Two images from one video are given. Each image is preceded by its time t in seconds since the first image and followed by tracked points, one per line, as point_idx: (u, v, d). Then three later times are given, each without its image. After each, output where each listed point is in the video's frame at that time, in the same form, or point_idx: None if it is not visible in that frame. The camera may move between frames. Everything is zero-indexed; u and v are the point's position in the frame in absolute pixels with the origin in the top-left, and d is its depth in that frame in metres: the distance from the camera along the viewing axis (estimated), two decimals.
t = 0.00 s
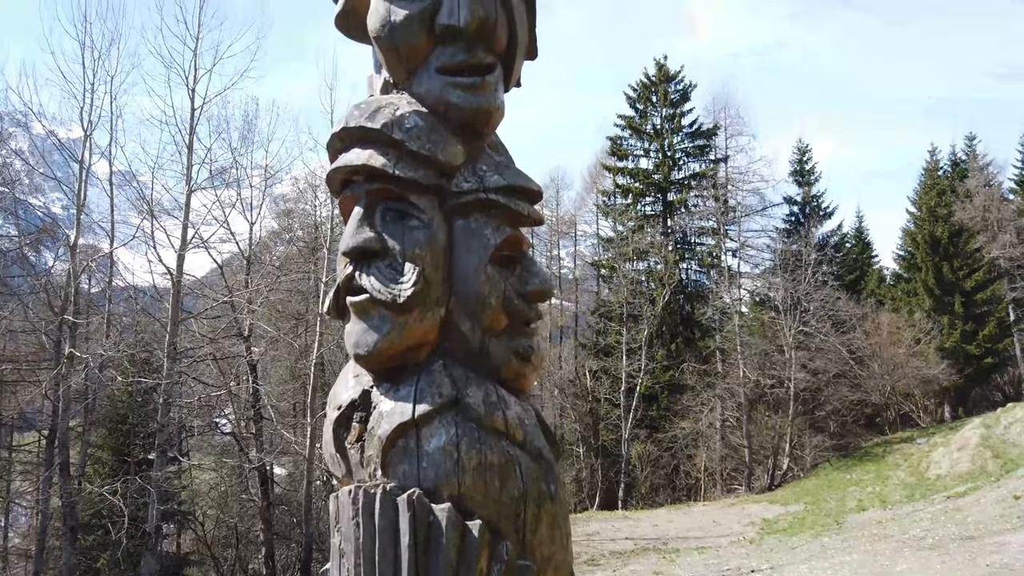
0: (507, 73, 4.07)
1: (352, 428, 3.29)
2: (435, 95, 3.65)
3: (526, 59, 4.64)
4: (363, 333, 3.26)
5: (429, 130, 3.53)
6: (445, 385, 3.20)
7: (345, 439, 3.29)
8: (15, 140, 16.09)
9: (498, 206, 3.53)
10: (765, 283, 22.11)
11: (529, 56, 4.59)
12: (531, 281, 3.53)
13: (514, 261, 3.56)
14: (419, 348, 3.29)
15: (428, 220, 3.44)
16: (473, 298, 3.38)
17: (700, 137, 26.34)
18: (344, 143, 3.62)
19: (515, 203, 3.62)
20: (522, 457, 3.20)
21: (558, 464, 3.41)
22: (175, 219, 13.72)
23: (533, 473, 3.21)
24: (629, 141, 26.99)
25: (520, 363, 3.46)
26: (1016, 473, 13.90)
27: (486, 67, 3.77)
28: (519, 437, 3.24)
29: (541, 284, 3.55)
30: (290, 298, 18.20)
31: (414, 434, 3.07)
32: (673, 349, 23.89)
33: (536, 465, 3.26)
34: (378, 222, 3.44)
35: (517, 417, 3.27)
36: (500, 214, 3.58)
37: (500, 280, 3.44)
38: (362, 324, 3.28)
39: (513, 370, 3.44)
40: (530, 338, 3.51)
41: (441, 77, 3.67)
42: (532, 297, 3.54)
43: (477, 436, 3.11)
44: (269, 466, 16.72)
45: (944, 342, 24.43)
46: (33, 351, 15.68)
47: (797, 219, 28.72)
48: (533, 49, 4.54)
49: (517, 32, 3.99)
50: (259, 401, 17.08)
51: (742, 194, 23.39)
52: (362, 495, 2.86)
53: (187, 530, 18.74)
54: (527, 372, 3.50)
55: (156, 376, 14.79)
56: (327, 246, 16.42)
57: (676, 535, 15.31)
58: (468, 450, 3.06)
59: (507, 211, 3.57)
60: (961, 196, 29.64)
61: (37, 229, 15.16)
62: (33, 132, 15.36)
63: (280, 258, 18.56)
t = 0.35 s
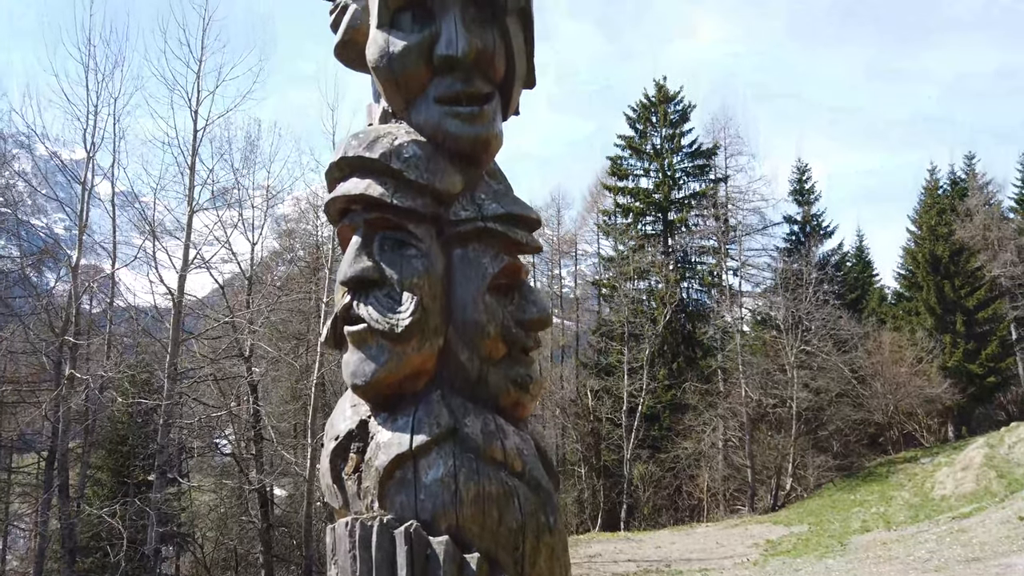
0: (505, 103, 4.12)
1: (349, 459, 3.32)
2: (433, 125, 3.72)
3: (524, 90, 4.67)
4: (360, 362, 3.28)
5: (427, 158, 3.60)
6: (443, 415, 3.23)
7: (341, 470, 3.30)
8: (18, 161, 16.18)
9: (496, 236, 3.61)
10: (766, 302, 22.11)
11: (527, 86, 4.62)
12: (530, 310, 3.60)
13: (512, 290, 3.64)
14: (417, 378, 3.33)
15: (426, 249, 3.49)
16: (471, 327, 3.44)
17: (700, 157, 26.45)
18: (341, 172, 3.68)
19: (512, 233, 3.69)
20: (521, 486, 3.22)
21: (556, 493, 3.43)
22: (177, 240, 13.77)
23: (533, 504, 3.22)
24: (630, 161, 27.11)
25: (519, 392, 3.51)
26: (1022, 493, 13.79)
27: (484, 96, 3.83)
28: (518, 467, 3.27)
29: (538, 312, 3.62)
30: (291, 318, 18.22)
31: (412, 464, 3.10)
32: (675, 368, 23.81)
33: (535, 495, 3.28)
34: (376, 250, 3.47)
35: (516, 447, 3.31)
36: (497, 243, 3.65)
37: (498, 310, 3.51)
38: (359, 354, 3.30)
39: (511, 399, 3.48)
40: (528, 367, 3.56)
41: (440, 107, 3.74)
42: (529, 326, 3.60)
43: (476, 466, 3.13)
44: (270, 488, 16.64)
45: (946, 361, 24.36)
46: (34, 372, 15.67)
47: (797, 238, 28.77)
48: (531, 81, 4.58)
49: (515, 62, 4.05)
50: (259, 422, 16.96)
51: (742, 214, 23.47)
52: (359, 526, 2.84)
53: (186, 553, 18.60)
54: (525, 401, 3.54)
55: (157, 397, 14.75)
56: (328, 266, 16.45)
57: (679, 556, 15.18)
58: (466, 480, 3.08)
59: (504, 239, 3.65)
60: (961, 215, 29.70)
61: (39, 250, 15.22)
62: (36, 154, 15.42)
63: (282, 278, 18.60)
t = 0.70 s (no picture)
0: (507, 134, 4.16)
1: (350, 493, 3.34)
2: (436, 154, 3.76)
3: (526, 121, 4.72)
4: (362, 396, 3.29)
5: (429, 190, 3.65)
6: (445, 449, 3.24)
7: (342, 505, 3.33)
8: (23, 186, 16.30)
9: (498, 266, 3.63)
10: (768, 324, 22.07)
11: (528, 118, 4.66)
12: (532, 340, 3.63)
13: (515, 319, 3.66)
14: (419, 411, 3.34)
15: (428, 279, 3.53)
16: (473, 358, 3.45)
17: (701, 180, 26.56)
18: (345, 204, 3.74)
19: (514, 263, 3.72)
20: (523, 521, 3.21)
21: (559, 528, 3.42)
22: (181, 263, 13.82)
23: (536, 540, 3.22)
24: (631, 184, 27.22)
25: (521, 424, 3.51)
26: None
27: (486, 127, 3.88)
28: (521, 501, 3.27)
29: (540, 344, 3.65)
30: (293, 341, 18.23)
31: (413, 500, 3.11)
32: (678, 392, 23.69)
33: (537, 531, 3.27)
34: (378, 282, 3.51)
35: (518, 481, 3.31)
36: (500, 274, 3.68)
37: (501, 341, 3.52)
38: (360, 387, 3.31)
39: (514, 432, 3.48)
40: (530, 399, 3.56)
41: (442, 137, 3.78)
42: (531, 358, 3.63)
43: (478, 501, 3.13)
44: (271, 513, 16.53)
45: (951, 383, 24.24)
46: (36, 395, 15.67)
47: (799, 260, 28.78)
48: (532, 114, 4.62)
49: (517, 94, 4.09)
50: (260, 446, 16.89)
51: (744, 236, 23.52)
52: (359, 560, 2.88)
53: None
54: (528, 433, 3.55)
55: (158, 420, 14.69)
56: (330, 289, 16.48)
57: None
58: (469, 516, 3.07)
59: (507, 270, 3.67)
60: (963, 237, 29.73)
61: (43, 274, 15.28)
62: (41, 179, 15.54)
63: (284, 301, 18.63)
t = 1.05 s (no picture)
0: (515, 170, 4.18)
1: (356, 531, 3.35)
2: (446, 191, 3.77)
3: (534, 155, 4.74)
4: (370, 434, 3.33)
5: (437, 226, 3.69)
6: (452, 487, 3.27)
7: (348, 543, 3.35)
8: (32, 211, 16.44)
9: (507, 303, 3.66)
10: (774, 350, 21.99)
11: (537, 153, 4.69)
12: (540, 376, 3.67)
13: (523, 354, 3.70)
14: (427, 448, 3.36)
15: (436, 315, 3.56)
16: (482, 396, 3.47)
17: (705, 206, 26.65)
18: (353, 241, 3.82)
19: (522, 298, 3.75)
20: (531, 561, 3.23)
21: (566, 567, 3.44)
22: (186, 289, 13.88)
23: None
24: (635, 210, 27.30)
25: (528, 462, 3.54)
26: None
27: (496, 163, 3.90)
28: (529, 541, 3.29)
29: (549, 380, 3.68)
30: (298, 366, 18.23)
31: (421, 540, 3.13)
32: (683, 418, 23.50)
33: (545, 570, 3.29)
34: (386, 318, 3.57)
35: (526, 520, 3.33)
36: (508, 309, 3.71)
37: (509, 377, 3.55)
38: (368, 424, 3.37)
39: (521, 469, 3.52)
40: (537, 436, 3.60)
41: (452, 174, 3.80)
42: (540, 394, 3.66)
43: (486, 540, 3.16)
44: (273, 540, 16.41)
45: (958, 410, 24.06)
46: (41, 421, 15.67)
47: (805, 285, 28.75)
48: (541, 148, 4.65)
49: (526, 130, 4.11)
50: (263, 472, 16.81)
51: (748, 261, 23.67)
52: None
53: None
54: (535, 470, 3.57)
55: (162, 446, 14.63)
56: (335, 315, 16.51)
57: None
58: (476, 556, 3.10)
59: (515, 306, 3.70)
60: (969, 262, 29.68)
61: (49, 299, 15.35)
62: (49, 204, 15.67)
63: (289, 325, 18.66)
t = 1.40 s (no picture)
0: (521, 207, 4.21)
1: (363, 568, 3.41)
2: (453, 230, 3.81)
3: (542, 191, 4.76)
4: (376, 471, 3.37)
5: (444, 265, 3.73)
6: (457, 526, 3.29)
7: None
8: (38, 237, 16.53)
9: (513, 339, 3.69)
10: (779, 378, 21.90)
11: (545, 189, 4.71)
12: (545, 413, 3.72)
13: (529, 391, 3.72)
14: (433, 486, 3.40)
15: (442, 353, 3.59)
16: (489, 434, 3.51)
17: (709, 232, 26.71)
18: (361, 276, 3.86)
19: (528, 335, 3.77)
20: None
21: None
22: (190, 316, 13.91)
23: None
24: (639, 236, 27.37)
25: (535, 500, 3.57)
26: None
27: (502, 202, 3.93)
28: None
29: (555, 417, 3.73)
30: (301, 393, 18.22)
31: None
32: (688, 446, 23.54)
33: None
34: (392, 354, 3.61)
35: (531, 558, 3.35)
36: (515, 345, 3.73)
37: (515, 414, 3.59)
38: (374, 462, 3.40)
39: (527, 507, 3.54)
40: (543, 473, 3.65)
41: (458, 212, 3.84)
42: (546, 431, 3.70)
43: None
44: (274, 569, 16.27)
45: (966, 438, 23.86)
46: (43, 447, 15.64)
47: (809, 312, 28.71)
48: (549, 184, 4.68)
49: (532, 169, 4.13)
50: (265, 500, 16.68)
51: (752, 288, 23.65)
52: None
53: None
54: (542, 507, 3.61)
55: (163, 474, 14.55)
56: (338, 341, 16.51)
57: None
58: None
59: (522, 342, 3.73)
60: (973, 289, 29.63)
61: (54, 325, 15.41)
62: (55, 231, 15.76)
63: (293, 351, 18.66)
